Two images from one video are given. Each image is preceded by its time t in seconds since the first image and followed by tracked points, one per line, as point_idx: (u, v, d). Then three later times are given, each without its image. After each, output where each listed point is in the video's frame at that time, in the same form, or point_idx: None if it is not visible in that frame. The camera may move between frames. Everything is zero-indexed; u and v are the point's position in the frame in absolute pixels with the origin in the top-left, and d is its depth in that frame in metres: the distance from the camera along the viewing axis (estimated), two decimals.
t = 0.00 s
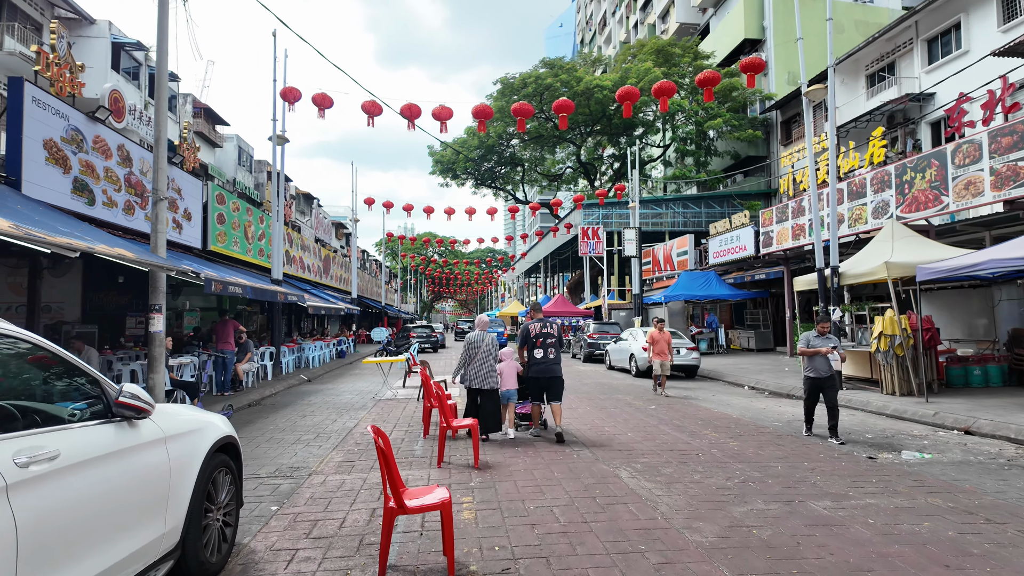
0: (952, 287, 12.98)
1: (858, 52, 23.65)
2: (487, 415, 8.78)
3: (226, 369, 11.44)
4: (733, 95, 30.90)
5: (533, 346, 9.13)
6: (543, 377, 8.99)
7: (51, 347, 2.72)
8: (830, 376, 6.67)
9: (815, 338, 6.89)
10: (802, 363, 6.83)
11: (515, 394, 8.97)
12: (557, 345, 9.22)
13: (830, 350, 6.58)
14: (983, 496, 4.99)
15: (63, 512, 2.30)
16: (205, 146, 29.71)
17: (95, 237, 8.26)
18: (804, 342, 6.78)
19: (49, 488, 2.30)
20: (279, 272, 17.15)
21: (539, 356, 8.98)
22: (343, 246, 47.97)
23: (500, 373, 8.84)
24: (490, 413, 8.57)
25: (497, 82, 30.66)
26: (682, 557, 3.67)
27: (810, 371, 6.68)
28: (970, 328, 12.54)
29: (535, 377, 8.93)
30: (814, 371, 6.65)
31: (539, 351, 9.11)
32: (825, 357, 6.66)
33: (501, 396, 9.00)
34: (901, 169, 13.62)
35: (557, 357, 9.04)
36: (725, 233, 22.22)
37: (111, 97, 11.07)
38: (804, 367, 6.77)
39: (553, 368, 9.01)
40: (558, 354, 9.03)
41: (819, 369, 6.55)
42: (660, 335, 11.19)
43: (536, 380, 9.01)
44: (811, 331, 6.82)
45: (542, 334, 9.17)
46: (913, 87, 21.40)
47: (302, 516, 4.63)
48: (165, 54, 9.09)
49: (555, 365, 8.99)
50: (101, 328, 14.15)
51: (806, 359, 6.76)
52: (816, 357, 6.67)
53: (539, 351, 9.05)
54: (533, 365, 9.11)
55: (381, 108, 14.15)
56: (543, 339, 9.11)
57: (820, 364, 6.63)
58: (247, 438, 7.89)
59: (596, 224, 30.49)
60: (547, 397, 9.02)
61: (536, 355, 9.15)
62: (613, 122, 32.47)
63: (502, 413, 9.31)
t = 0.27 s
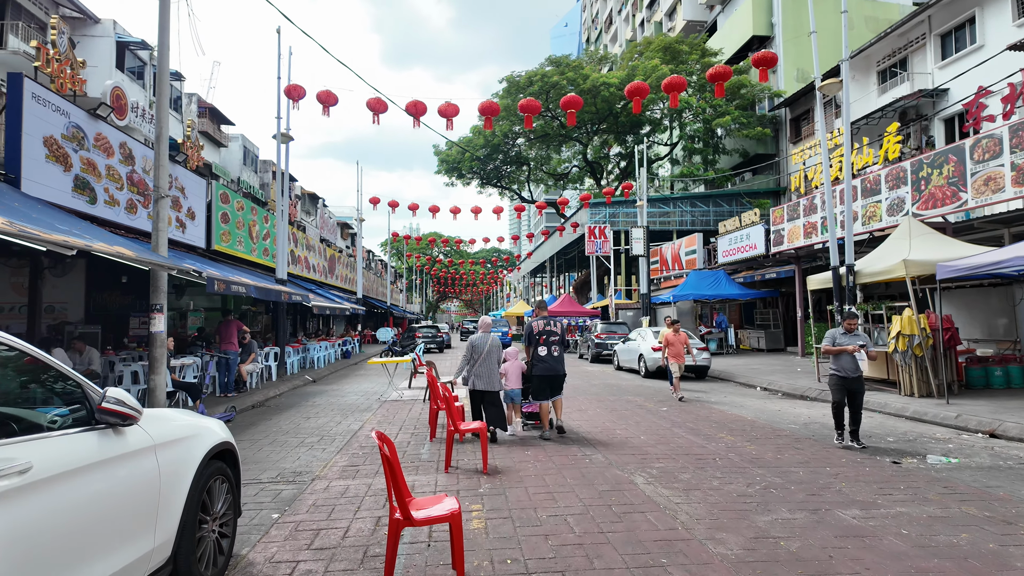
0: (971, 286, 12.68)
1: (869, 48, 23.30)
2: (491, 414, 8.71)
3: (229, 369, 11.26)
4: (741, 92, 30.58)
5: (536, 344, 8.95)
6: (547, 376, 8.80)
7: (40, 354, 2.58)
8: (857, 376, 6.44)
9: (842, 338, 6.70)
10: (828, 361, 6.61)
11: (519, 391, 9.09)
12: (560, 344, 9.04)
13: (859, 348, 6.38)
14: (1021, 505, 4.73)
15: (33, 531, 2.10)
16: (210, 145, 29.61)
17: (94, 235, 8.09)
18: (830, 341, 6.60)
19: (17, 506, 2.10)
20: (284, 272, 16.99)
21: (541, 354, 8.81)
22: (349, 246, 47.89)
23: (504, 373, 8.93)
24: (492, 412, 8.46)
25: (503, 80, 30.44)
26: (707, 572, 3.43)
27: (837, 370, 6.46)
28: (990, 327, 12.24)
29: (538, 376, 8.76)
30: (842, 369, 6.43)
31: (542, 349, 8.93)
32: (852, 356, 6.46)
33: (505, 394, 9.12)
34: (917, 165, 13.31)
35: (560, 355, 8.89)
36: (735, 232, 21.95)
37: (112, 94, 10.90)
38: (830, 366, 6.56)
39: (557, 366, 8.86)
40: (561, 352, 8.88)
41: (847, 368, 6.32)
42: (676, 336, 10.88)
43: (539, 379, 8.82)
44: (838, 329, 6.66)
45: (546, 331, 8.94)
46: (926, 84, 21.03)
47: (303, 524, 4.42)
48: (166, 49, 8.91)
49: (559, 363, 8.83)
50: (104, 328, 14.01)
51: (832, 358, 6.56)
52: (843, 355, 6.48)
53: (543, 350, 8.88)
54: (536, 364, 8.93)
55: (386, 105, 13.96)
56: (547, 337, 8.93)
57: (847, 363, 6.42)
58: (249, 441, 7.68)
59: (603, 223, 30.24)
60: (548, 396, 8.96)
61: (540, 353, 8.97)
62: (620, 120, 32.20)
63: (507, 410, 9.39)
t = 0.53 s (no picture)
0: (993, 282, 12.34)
1: (882, 42, 22.86)
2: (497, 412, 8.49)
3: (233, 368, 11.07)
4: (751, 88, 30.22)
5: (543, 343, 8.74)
6: (554, 374, 8.54)
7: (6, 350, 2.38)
8: (886, 377, 6.25)
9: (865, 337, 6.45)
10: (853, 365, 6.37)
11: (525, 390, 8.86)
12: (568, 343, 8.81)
13: (885, 351, 6.15)
14: None
15: None
16: (216, 144, 29.53)
17: (93, 229, 7.92)
18: (855, 343, 6.34)
19: None
20: (289, 270, 16.81)
21: (548, 352, 8.58)
22: (355, 245, 47.78)
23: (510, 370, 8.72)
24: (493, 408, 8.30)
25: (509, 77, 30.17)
26: None
27: (864, 374, 6.25)
28: (1012, 325, 11.90)
29: (545, 374, 8.50)
30: (870, 374, 6.23)
31: (549, 348, 8.70)
32: (879, 358, 6.25)
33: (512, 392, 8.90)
34: (935, 158, 12.96)
35: (567, 354, 8.66)
36: (746, 230, 21.66)
37: (114, 88, 10.73)
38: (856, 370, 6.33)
39: (564, 364, 8.63)
40: (568, 350, 8.66)
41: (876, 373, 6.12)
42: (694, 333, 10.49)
43: (546, 377, 8.57)
44: (862, 329, 6.35)
45: (552, 330, 8.79)
46: (941, 77, 20.60)
47: (304, 531, 4.20)
48: (167, 42, 8.74)
49: (565, 361, 8.61)
50: (108, 326, 13.87)
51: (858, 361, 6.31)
52: (869, 359, 6.26)
53: (549, 348, 8.67)
54: (543, 362, 8.68)
55: (392, 100, 13.75)
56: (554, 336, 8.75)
57: (874, 367, 6.21)
58: (252, 441, 7.47)
59: (611, 221, 29.94)
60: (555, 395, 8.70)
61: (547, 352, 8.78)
62: (628, 117, 31.88)
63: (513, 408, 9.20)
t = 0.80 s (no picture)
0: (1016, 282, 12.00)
1: (897, 37, 22.43)
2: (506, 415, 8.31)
3: (238, 370, 10.91)
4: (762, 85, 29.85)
5: (551, 344, 8.55)
6: (562, 375, 8.38)
7: None
8: (918, 379, 5.85)
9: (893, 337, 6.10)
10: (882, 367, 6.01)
11: (534, 390, 8.73)
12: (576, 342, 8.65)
13: (915, 350, 5.74)
14: None
15: None
16: (223, 145, 29.50)
17: (93, 228, 7.77)
18: (881, 343, 5.99)
19: None
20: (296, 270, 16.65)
21: (555, 353, 8.38)
22: (363, 245, 47.75)
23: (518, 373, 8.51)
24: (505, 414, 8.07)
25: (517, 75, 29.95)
26: None
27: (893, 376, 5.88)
28: None
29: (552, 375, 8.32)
30: (901, 376, 5.83)
31: (558, 349, 8.53)
32: (910, 358, 5.85)
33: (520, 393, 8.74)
34: (956, 155, 12.61)
35: (575, 355, 8.48)
36: (759, 228, 21.41)
37: (118, 87, 10.60)
38: (885, 372, 5.96)
39: (573, 365, 8.45)
40: (577, 351, 8.46)
41: (905, 375, 5.76)
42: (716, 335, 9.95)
43: (554, 378, 8.41)
44: (887, 329, 6.05)
45: (561, 331, 8.55)
46: (958, 72, 20.16)
47: (304, 545, 3.99)
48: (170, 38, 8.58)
49: (573, 362, 8.42)
50: (113, 328, 13.76)
51: (886, 364, 5.95)
52: (898, 360, 5.87)
53: (557, 349, 8.47)
54: (550, 364, 8.51)
55: (398, 98, 13.55)
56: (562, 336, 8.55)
57: (904, 368, 5.82)
58: (255, 446, 7.28)
59: (620, 220, 29.63)
60: (563, 396, 8.56)
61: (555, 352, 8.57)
62: (638, 115, 31.58)
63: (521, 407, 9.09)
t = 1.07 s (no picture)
0: None
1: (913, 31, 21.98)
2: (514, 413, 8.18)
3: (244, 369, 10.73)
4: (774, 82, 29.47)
5: (558, 342, 8.44)
6: (568, 373, 8.31)
7: None
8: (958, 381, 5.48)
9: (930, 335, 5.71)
10: (919, 368, 5.63)
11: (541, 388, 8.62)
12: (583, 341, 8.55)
13: (957, 351, 5.37)
14: None
15: None
16: (231, 144, 29.47)
17: (95, 224, 7.61)
18: (919, 342, 5.60)
19: None
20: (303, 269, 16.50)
21: (563, 352, 8.28)
22: (372, 244, 47.74)
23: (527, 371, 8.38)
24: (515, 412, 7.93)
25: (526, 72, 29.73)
26: None
27: (932, 379, 5.52)
28: None
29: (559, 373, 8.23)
30: (941, 379, 5.46)
31: (564, 347, 8.43)
32: (951, 359, 5.47)
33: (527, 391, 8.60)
34: (978, 149, 12.26)
35: (582, 353, 8.39)
36: (772, 226, 21.17)
37: (123, 82, 10.47)
38: (922, 375, 5.57)
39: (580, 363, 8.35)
40: (584, 349, 8.36)
41: (945, 379, 5.40)
42: (741, 334, 9.44)
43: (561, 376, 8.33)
44: (925, 326, 5.65)
45: (567, 329, 8.42)
46: (977, 66, 19.72)
47: (307, 553, 3.78)
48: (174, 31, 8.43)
49: (581, 360, 8.33)
50: (120, 326, 13.65)
51: (923, 364, 5.58)
52: (938, 361, 5.49)
53: (564, 347, 8.37)
54: (557, 362, 8.41)
55: (406, 94, 13.36)
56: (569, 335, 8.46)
57: (944, 370, 5.45)
58: (259, 447, 7.09)
59: (630, 218, 29.34)
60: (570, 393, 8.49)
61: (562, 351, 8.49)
62: (648, 112, 31.27)
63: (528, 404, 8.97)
